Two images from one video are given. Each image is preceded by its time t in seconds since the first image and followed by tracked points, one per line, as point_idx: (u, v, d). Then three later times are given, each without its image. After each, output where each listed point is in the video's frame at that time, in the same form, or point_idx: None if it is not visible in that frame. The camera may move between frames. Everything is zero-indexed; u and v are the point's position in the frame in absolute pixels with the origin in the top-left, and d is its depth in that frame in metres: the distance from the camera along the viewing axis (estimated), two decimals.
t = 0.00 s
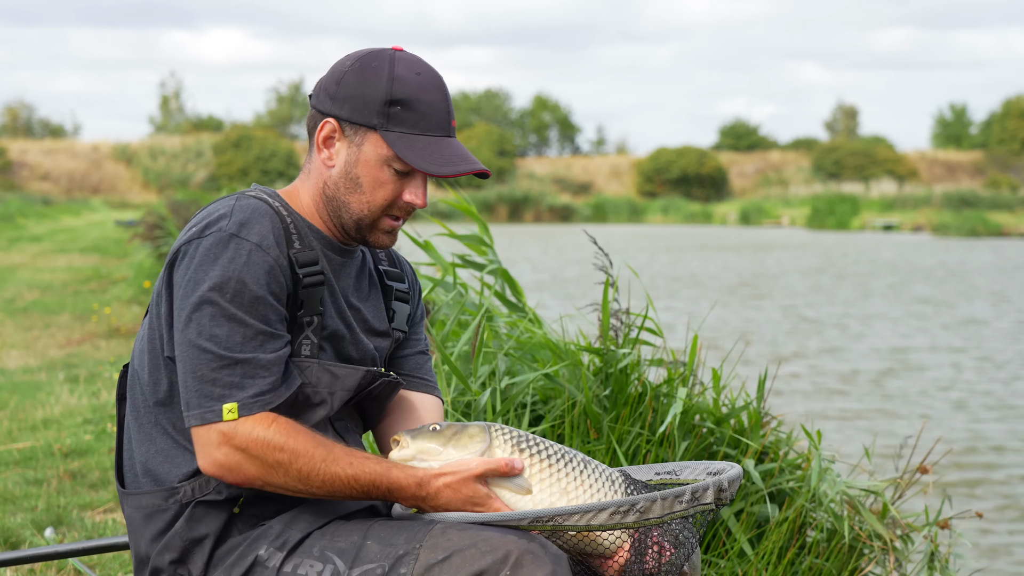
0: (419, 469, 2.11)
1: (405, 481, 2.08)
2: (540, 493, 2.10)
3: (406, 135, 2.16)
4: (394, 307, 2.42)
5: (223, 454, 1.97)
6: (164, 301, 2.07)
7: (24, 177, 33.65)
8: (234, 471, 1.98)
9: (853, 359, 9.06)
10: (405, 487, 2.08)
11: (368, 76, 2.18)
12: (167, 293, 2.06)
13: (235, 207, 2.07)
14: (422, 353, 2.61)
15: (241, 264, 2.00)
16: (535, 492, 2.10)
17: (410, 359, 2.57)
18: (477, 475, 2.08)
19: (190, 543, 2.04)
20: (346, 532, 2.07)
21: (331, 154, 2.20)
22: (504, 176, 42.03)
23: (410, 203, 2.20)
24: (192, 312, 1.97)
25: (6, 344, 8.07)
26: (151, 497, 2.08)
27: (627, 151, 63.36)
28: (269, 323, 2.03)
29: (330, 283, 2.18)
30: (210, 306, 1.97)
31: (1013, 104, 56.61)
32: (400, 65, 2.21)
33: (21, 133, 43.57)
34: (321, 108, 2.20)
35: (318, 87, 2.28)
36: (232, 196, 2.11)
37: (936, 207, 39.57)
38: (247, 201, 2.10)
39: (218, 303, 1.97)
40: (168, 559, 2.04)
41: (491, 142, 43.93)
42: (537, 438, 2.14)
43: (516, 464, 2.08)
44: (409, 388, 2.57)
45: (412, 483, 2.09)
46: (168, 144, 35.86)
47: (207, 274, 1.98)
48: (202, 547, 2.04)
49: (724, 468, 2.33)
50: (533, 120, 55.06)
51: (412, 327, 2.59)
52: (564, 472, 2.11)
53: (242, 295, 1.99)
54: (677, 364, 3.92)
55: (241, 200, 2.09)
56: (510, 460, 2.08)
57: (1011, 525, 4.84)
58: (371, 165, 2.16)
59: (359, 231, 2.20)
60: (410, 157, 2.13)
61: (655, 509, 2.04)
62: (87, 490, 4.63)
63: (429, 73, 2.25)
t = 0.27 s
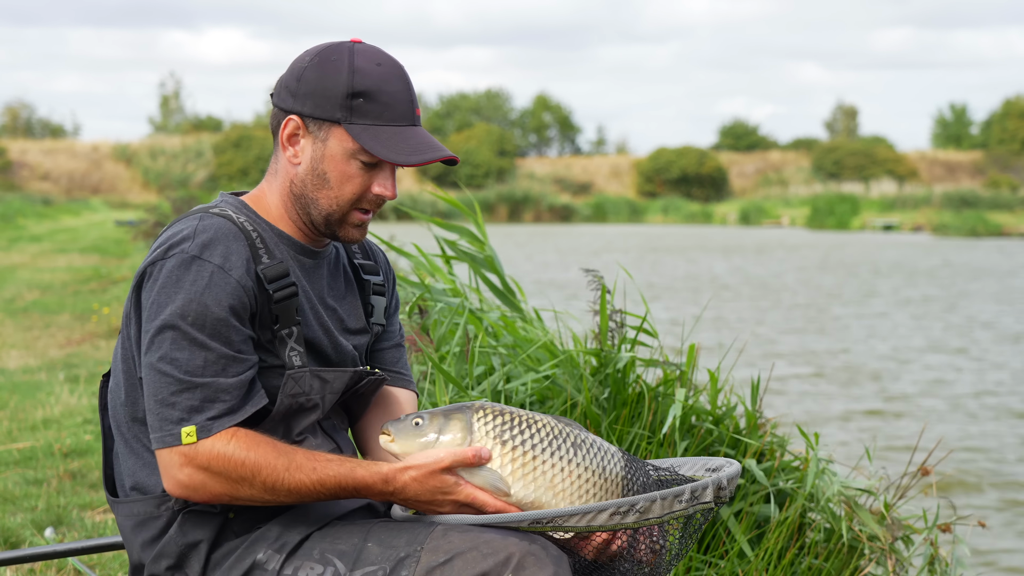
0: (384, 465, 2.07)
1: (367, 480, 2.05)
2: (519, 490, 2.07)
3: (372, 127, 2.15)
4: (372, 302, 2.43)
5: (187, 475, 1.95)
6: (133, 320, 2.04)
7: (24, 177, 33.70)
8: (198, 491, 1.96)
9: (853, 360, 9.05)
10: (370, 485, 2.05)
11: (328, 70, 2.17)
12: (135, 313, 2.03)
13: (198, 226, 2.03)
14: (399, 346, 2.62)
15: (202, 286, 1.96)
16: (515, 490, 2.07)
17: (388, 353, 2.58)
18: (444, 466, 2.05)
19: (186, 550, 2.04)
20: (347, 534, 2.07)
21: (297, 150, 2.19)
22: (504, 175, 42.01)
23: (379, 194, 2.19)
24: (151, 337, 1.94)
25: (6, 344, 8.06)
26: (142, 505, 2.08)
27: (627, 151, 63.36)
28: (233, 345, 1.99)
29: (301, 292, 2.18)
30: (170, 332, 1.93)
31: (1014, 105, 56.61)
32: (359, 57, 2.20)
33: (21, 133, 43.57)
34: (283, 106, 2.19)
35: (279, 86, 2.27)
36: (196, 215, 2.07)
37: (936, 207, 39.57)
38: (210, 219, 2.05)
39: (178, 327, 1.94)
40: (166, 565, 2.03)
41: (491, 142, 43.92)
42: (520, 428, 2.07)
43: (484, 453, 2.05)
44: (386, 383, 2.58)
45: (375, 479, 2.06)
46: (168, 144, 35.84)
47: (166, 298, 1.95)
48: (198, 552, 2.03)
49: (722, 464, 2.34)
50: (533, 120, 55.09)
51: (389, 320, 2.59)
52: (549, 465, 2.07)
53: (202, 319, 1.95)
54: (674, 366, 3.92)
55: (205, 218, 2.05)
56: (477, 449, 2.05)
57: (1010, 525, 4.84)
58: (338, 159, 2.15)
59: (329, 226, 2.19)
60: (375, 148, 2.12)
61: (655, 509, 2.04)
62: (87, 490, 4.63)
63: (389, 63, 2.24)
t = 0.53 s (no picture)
0: (381, 476, 2.10)
1: (367, 491, 2.08)
2: (506, 476, 2.05)
3: (365, 119, 2.16)
4: (365, 306, 2.43)
5: (187, 487, 1.97)
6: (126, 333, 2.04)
7: (24, 176, 33.75)
8: (196, 502, 1.98)
9: (852, 359, 9.05)
10: (369, 497, 2.09)
11: (316, 67, 2.18)
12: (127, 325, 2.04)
13: (187, 238, 2.02)
14: (396, 349, 2.62)
15: (197, 302, 1.97)
16: (501, 475, 2.05)
17: (385, 357, 2.58)
18: (441, 467, 2.07)
19: (179, 553, 2.05)
20: (343, 535, 2.07)
21: (291, 150, 2.19)
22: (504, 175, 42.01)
23: (378, 186, 2.20)
24: (146, 352, 1.95)
25: (6, 343, 8.07)
26: (136, 510, 2.09)
27: (627, 150, 63.36)
28: (226, 358, 2.00)
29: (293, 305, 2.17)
30: (164, 348, 1.94)
31: (1014, 105, 56.62)
32: (345, 50, 2.20)
33: (21, 133, 43.59)
34: (273, 108, 2.20)
35: (266, 88, 2.27)
36: (185, 226, 2.06)
37: (936, 207, 39.57)
38: (199, 230, 2.05)
39: (172, 344, 1.94)
40: (160, 568, 2.05)
41: (491, 142, 43.92)
42: (493, 417, 2.08)
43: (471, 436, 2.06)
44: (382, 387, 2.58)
45: (376, 490, 2.09)
46: (168, 144, 35.85)
47: (159, 315, 1.95)
48: (193, 554, 2.05)
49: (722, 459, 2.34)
50: (534, 120, 55.12)
51: (385, 323, 2.59)
52: (530, 448, 2.04)
53: (197, 335, 1.96)
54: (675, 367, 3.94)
55: (194, 228, 2.05)
56: (466, 436, 2.06)
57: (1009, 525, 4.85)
58: (333, 154, 2.16)
59: (329, 223, 2.19)
60: (370, 138, 2.13)
61: (653, 508, 2.04)
62: (87, 490, 4.64)
63: (375, 55, 2.25)
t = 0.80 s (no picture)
0: (376, 475, 2.10)
1: (361, 491, 2.07)
2: (493, 468, 2.14)
3: (387, 126, 2.16)
4: (377, 307, 2.42)
5: (180, 487, 1.96)
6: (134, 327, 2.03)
7: (24, 177, 33.78)
8: (190, 503, 1.97)
9: (853, 359, 9.04)
10: (363, 495, 2.08)
11: (340, 71, 2.17)
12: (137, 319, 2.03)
13: (204, 240, 2.01)
14: (403, 351, 2.62)
15: (205, 304, 1.96)
16: (491, 467, 2.13)
17: (392, 360, 2.59)
18: (432, 463, 2.11)
19: (181, 552, 2.04)
20: (347, 534, 2.07)
21: (309, 153, 2.18)
22: (504, 174, 41.96)
23: (395, 193, 2.20)
24: (151, 349, 1.95)
25: (6, 343, 8.06)
26: (139, 509, 2.09)
27: (627, 150, 63.36)
28: (231, 363, 1.99)
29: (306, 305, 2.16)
30: (171, 348, 1.93)
31: (1014, 105, 56.62)
32: (369, 56, 2.20)
33: (21, 133, 43.60)
34: (293, 109, 2.18)
35: (285, 87, 2.26)
36: (201, 227, 2.05)
37: (936, 207, 39.57)
38: (216, 231, 2.04)
39: (179, 346, 1.93)
40: (163, 566, 2.04)
41: (491, 142, 43.91)
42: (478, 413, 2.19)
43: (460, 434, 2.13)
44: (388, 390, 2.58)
45: (370, 489, 2.08)
46: (168, 143, 35.84)
47: (167, 315, 1.94)
48: (197, 553, 2.04)
49: (724, 460, 2.34)
50: (533, 120, 55.14)
51: (393, 324, 2.59)
52: (512, 443, 2.15)
53: (203, 339, 1.95)
54: (675, 364, 3.94)
55: (212, 228, 2.04)
56: (456, 434, 2.13)
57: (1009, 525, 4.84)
58: (352, 160, 2.15)
59: (345, 226, 2.19)
60: (392, 146, 2.12)
61: (656, 508, 2.05)
62: (87, 490, 4.63)
63: (397, 62, 2.26)
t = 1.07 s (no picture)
0: (362, 462, 2.08)
1: (346, 479, 2.05)
2: (485, 468, 2.13)
3: (385, 124, 2.16)
4: (374, 306, 2.42)
5: (165, 481, 1.95)
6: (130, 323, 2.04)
7: (24, 177, 33.79)
8: (176, 497, 1.97)
9: (853, 360, 9.04)
10: (349, 483, 2.06)
11: (338, 70, 2.17)
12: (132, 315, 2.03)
13: (201, 238, 2.01)
14: (399, 351, 2.62)
15: (198, 300, 1.95)
16: (482, 469, 2.13)
17: (389, 359, 2.58)
18: (419, 461, 2.09)
19: (181, 551, 2.04)
20: (348, 533, 2.07)
21: (307, 152, 2.18)
22: (504, 174, 41.92)
23: (392, 192, 2.21)
24: (143, 343, 1.95)
25: (5, 344, 8.06)
26: (139, 507, 2.09)
27: (627, 150, 63.36)
28: (221, 362, 1.98)
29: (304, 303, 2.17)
30: (163, 344, 1.93)
31: (1014, 105, 56.61)
32: (367, 57, 2.21)
33: (21, 132, 43.61)
34: (292, 108, 2.19)
35: (283, 87, 2.26)
36: (198, 226, 2.05)
37: (936, 207, 39.57)
38: (213, 229, 2.04)
39: (170, 342, 1.93)
40: (164, 565, 2.04)
41: (491, 142, 43.90)
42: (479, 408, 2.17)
43: (463, 448, 2.10)
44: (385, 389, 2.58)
45: (354, 476, 2.06)
46: (168, 143, 35.84)
47: (160, 310, 1.95)
48: (197, 552, 2.04)
49: (723, 464, 2.33)
50: (534, 120, 55.16)
51: (389, 323, 2.59)
52: (507, 443, 2.14)
53: (194, 335, 1.94)
54: (677, 364, 3.93)
55: (209, 226, 2.04)
56: (454, 442, 2.09)
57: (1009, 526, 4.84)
58: (351, 159, 2.16)
59: (343, 226, 2.19)
60: (391, 145, 2.13)
61: (656, 509, 2.05)
62: (87, 490, 4.63)
63: (395, 62, 2.26)
